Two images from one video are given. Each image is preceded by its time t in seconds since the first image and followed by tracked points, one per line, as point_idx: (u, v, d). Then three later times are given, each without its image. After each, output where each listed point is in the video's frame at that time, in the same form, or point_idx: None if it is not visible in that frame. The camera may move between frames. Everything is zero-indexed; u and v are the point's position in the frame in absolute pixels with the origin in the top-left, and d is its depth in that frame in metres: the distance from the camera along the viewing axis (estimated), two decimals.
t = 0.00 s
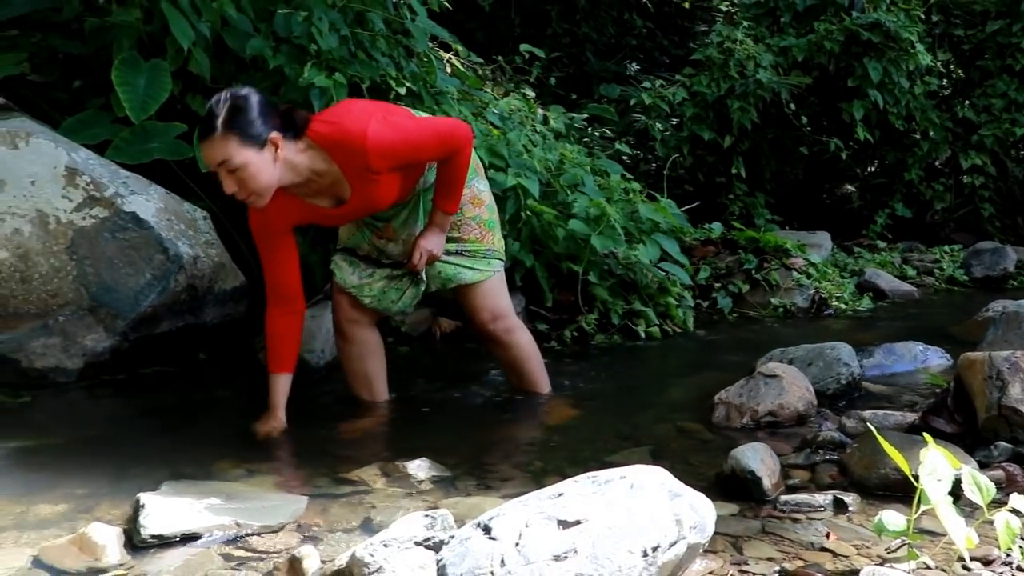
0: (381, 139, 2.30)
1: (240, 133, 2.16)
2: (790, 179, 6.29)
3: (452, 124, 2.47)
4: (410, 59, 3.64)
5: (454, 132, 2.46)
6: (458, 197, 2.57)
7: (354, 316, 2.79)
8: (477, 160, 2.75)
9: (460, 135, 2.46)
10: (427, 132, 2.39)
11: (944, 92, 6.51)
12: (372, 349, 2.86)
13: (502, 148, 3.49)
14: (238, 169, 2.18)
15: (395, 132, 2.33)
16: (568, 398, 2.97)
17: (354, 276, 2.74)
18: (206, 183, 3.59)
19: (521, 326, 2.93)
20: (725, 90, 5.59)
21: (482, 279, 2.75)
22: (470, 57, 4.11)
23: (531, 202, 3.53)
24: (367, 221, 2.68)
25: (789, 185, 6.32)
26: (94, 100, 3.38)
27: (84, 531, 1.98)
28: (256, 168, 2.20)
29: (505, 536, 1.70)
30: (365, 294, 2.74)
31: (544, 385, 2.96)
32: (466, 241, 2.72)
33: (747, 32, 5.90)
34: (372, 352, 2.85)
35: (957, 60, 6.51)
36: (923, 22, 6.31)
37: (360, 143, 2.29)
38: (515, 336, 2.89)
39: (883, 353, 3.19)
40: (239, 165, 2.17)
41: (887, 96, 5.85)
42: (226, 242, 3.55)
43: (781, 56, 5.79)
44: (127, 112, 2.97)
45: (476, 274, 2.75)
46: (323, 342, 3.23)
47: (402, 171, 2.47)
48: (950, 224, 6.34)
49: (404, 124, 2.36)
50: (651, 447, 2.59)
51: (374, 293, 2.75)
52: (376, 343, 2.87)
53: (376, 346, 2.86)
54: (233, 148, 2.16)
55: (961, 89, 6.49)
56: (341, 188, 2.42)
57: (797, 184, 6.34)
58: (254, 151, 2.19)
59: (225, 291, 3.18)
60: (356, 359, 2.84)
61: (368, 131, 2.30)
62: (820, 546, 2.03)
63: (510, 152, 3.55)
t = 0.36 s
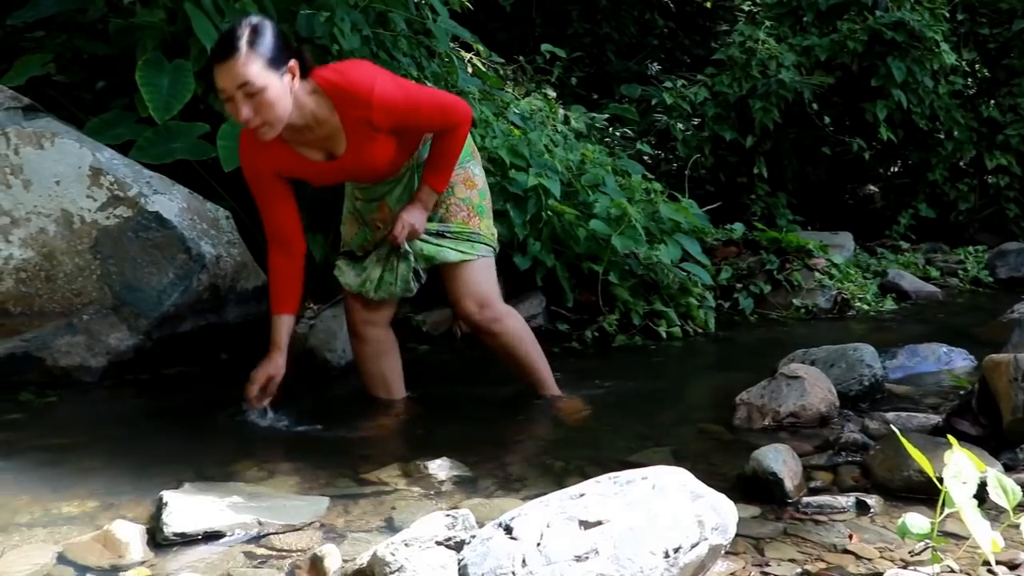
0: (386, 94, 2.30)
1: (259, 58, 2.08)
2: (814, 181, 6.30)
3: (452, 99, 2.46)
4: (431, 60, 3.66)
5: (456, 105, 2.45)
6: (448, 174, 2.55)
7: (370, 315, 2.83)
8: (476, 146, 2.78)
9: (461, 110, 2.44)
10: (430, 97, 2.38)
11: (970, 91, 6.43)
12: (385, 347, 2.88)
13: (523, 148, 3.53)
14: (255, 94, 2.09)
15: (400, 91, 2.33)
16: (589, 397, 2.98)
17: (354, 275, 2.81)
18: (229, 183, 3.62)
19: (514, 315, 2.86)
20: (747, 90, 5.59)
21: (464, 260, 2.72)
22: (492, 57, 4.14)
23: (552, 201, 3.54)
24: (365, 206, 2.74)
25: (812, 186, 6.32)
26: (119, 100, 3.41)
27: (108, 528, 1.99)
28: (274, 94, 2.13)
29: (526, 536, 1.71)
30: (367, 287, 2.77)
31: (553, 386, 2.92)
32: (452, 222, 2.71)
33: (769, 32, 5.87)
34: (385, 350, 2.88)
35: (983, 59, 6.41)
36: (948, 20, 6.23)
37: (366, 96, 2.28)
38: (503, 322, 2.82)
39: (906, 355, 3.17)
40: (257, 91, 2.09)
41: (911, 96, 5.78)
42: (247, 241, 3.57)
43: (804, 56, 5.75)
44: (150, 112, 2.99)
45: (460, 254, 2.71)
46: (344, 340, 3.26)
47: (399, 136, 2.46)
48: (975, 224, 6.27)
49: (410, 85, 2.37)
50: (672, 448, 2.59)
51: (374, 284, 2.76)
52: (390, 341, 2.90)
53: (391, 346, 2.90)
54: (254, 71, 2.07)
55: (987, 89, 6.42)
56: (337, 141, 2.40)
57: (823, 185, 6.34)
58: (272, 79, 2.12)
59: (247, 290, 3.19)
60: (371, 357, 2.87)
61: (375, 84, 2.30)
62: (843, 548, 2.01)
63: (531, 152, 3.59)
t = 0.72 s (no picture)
0: (421, 63, 2.36)
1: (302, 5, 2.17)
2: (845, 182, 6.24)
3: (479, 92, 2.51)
4: (461, 60, 3.67)
5: (481, 97, 2.49)
6: (453, 164, 2.53)
7: (399, 319, 2.81)
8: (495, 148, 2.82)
9: (485, 102, 2.47)
10: (460, 79, 2.43)
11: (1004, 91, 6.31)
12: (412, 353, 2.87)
13: (552, 148, 3.57)
14: (295, 40, 2.19)
15: (436, 64, 2.39)
16: (619, 398, 2.97)
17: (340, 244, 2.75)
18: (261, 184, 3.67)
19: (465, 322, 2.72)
20: (777, 90, 5.54)
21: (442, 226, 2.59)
22: (520, 57, 4.15)
23: (581, 202, 3.55)
24: (370, 189, 2.75)
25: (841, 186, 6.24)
26: (150, 100, 3.44)
27: (140, 525, 2.00)
28: (312, 42, 2.22)
29: (556, 537, 1.69)
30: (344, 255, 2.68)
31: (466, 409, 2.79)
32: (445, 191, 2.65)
33: (799, 32, 5.83)
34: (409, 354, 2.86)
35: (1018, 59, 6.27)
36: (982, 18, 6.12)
37: (402, 61, 2.34)
38: (444, 304, 2.58)
39: (938, 358, 3.14)
40: (297, 36, 2.18)
41: (943, 95, 5.66)
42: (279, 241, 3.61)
43: (834, 56, 5.66)
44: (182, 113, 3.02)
45: (441, 220, 2.60)
46: (373, 340, 3.22)
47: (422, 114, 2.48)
48: (1010, 225, 6.19)
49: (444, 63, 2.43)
50: (701, 450, 2.57)
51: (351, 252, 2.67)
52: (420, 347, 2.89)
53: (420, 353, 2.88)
54: (296, 18, 2.16)
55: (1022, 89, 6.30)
56: (360, 106, 2.41)
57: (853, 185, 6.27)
58: (312, 27, 2.21)
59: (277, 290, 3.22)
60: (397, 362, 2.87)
61: (412, 52, 2.37)
62: (874, 553, 1.99)
63: (560, 152, 3.63)
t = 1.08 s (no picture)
0: (458, 47, 2.16)
1: None
2: (883, 184, 6.13)
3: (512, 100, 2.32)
4: (497, 62, 3.70)
5: (512, 105, 2.29)
6: (473, 173, 2.31)
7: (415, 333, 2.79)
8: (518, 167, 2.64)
9: (513, 110, 2.27)
10: (495, 79, 2.23)
11: None
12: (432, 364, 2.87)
13: (588, 150, 3.59)
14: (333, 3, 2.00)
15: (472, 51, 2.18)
16: (657, 400, 2.97)
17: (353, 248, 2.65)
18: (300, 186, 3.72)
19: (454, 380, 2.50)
20: (815, 92, 5.47)
21: (454, 258, 2.45)
22: (556, 59, 4.17)
23: (617, 203, 3.56)
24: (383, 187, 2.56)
25: (879, 189, 6.15)
26: (190, 103, 3.49)
27: (179, 523, 2.01)
28: (352, 10, 2.03)
29: (592, 539, 1.69)
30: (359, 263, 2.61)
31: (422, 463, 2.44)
32: (465, 218, 2.50)
33: (837, 32, 5.79)
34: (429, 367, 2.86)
35: None
36: None
37: (438, 40, 2.13)
38: (449, 340, 2.42)
39: (979, 362, 3.10)
40: None
41: (985, 96, 5.55)
42: (317, 242, 3.65)
43: (873, 57, 5.62)
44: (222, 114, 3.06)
45: (456, 251, 2.46)
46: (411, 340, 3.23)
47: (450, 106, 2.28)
48: None
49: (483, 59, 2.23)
50: (737, 453, 2.56)
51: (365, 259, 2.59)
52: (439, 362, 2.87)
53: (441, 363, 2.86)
54: None
55: None
56: (386, 84, 2.20)
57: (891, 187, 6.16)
58: None
59: (313, 290, 3.23)
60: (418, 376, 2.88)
61: (450, 34, 2.16)
62: (913, 559, 1.97)
63: (596, 154, 3.65)
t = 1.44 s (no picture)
0: (477, 25, 2.09)
1: None
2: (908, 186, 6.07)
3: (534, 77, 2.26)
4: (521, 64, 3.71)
5: (535, 83, 2.23)
6: (496, 154, 2.25)
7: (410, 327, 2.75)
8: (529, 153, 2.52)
9: (537, 88, 2.22)
10: (519, 57, 2.17)
11: None
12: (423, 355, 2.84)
13: (611, 152, 3.59)
14: None
15: (493, 28, 2.11)
16: (681, 402, 2.96)
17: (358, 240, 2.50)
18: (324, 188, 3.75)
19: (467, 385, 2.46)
20: (839, 93, 5.45)
21: (468, 265, 2.36)
22: (580, 61, 4.18)
23: (641, 205, 3.57)
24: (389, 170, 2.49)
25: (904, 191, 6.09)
26: (215, 105, 3.51)
27: (203, 523, 2.01)
28: None
29: (615, 541, 1.69)
30: (372, 259, 2.46)
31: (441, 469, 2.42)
32: (477, 218, 2.40)
33: (862, 34, 5.75)
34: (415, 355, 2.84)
35: None
36: None
37: (458, 20, 2.08)
38: (460, 352, 2.35)
39: (1006, 365, 3.09)
40: None
41: (1012, 97, 5.48)
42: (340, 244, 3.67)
43: (898, 58, 5.57)
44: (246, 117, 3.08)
45: (468, 257, 2.36)
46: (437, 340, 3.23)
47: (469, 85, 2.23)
48: None
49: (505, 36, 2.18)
50: (760, 456, 2.55)
51: (380, 257, 2.45)
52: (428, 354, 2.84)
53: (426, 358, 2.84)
54: None
55: None
56: (400, 64, 2.15)
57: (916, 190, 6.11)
58: None
59: (337, 292, 3.24)
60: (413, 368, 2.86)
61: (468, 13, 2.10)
62: (939, 563, 1.95)
63: (619, 156, 3.64)
